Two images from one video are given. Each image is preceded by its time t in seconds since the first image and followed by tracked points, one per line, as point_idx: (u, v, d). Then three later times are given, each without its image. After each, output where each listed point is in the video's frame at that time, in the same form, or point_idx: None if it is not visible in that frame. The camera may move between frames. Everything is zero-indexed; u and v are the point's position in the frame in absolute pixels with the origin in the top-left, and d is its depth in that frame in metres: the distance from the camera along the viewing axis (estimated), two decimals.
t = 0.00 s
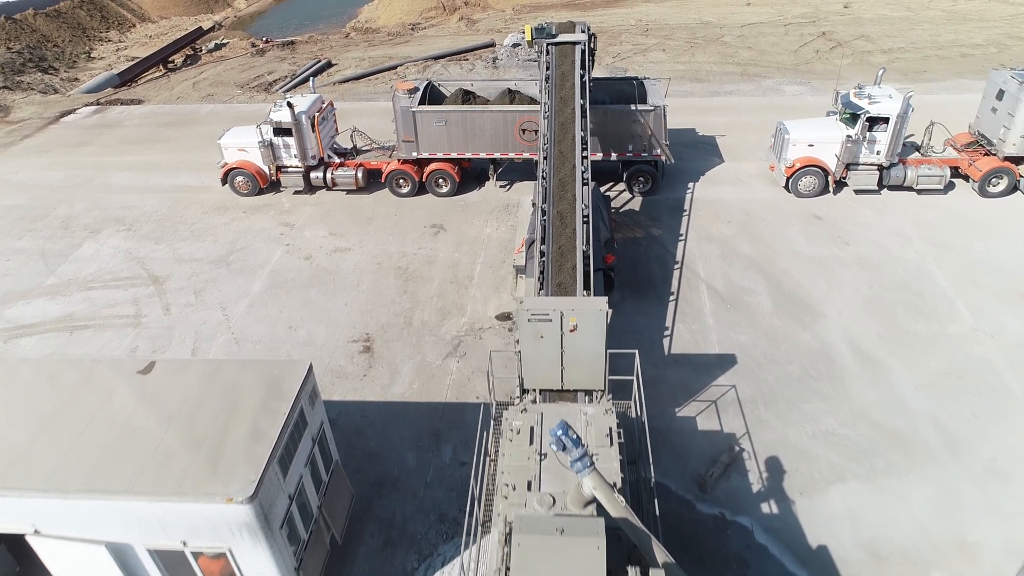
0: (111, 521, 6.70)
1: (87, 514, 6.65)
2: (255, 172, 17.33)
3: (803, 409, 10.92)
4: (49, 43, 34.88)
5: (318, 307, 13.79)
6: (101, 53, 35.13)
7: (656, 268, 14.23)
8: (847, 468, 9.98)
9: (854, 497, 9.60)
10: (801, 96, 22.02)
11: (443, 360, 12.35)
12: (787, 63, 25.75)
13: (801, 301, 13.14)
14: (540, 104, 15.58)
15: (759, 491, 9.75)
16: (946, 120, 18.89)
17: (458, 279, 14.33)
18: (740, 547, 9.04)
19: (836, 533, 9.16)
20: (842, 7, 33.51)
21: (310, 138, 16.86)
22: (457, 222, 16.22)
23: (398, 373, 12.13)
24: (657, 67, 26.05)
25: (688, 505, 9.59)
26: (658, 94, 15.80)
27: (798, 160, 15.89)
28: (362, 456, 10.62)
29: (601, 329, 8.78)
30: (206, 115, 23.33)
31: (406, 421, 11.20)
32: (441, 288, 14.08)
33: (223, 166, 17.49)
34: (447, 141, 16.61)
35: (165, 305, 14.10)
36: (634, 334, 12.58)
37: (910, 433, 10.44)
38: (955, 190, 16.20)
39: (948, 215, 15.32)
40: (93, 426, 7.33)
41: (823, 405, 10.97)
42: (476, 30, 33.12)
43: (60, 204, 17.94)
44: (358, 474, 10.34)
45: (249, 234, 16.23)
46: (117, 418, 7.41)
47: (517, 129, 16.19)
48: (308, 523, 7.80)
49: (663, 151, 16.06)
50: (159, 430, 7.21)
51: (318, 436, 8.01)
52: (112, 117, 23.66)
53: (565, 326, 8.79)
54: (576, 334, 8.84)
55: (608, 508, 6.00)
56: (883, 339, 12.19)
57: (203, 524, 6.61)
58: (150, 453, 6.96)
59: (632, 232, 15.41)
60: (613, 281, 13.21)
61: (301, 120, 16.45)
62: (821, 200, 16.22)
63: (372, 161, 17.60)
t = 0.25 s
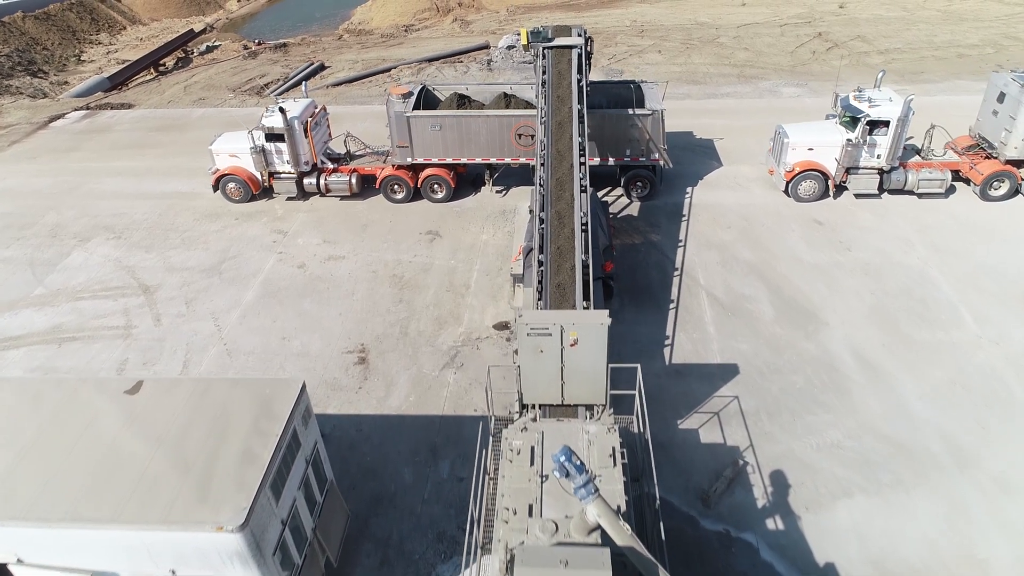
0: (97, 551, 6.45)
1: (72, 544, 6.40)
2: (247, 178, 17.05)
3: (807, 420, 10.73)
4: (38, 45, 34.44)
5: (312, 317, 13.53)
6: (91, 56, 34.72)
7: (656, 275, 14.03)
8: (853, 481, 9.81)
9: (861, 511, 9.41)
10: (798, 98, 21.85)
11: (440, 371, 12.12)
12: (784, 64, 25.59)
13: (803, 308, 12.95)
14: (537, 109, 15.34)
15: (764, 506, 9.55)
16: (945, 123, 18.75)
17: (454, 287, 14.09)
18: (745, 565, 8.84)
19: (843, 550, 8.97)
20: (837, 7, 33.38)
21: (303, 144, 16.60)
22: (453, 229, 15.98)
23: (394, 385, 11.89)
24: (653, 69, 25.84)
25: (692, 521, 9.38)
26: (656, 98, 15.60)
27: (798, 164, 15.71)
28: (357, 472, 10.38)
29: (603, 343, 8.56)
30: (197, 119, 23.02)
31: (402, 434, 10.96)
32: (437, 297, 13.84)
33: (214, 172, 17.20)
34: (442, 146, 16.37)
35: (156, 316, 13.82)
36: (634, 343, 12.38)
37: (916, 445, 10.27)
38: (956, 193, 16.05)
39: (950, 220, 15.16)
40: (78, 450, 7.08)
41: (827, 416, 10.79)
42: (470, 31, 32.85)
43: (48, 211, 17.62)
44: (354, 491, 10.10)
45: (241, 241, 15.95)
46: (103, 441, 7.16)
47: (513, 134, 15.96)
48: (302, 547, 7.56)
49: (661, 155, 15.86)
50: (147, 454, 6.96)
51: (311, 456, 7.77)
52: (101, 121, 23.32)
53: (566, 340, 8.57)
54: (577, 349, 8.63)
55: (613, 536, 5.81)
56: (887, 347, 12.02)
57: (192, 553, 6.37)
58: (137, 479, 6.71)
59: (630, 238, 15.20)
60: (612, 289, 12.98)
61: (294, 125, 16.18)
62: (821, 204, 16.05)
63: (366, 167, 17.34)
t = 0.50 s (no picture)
0: None
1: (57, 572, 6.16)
2: (244, 183, 16.81)
3: (815, 434, 10.52)
4: (34, 47, 34.18)
5: (310, 326, 13.30)
6: (87, 58, 34.46)
7: (659, 282, 13.82)
8: (863, 497, 9.59)
9: (872, 528, 9.19)
10: (801, 101, 21.63)
11: (440, 382, 11.89)
12: (786, 66, 25.37)
13: (809, 317, 12.74)
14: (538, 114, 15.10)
15: (772, 523, 9.33)
16: (950, 126, 18.54)
17: (454, 295, 13.87)
18: None
19: (854, 568, 8.74)
20: (838, 8, 33.17)
21: (300, 149, 16.35)
22: (453, 235, 15.75)
23: (394, 397, 11.65)
24: (654, 71, 25.63)
25: (698, 539, 9.16)
26: (658, 103, 15.40)
27: (802, 169, 15.49)
28: (355, 487, 10.15)
29: (607, 358, 8.33)
30: (194, 123, 22.78)
31: (401, 448, 10.73)
32: (437, 305, 13.61)
33: (210, 177, 16.95)
34: (441, 151, 16.14)
35: (151, 325, 13.59)
36: (638, 354, 12.15)
37: (927, 459, 10.05)
38: (962, 199, 15.84)
39: (957, 226, 14.94)
40: (65, 473, 6.85)
41: (836, 429, 10.57)
42: (470, 32, 32.62)
43: (42, 217, 17.37)
44: (352, 507, 9.87)
45: (237, 248, 15.72)
46: (91, 464, 6.93)
47: (513, 139, 15.74)
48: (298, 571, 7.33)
49: (663, 160, 15.66)
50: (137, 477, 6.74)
51: (308, 477, 7.54)
52: (97, 125, 23.07)
53: (569, 355, 8.34)
54: (581, 363, 8.39)
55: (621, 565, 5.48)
56: (895, 357, 11.81)
57: None
58: (127, 504, 6.49)
59: (633, 245, 14.97)
60: (615, 298, 12.75)
61: (291, 130, 15.94)
62: (826, 210, 15.83)
63: (365, 172, 17.11)
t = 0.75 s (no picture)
0: None
1: None
2: (240, 189, 16.59)
3: (822, 446, 10.30)
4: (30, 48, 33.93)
5: (307, 335, 13.08)
6: (84, 59, 34.21)
7: (662, 290, 13.61)
8: (872, 512, 9.38)
9: (882, 545, 8.98)
10: (804, 103, 21.42)
11: (439, 392, 11.67)
12: (788, 68, 25.16)
13: (815, 325, 12.53)
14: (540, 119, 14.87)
15: (779, 540, 9.11)
16: (955, 129, 18.34)
17: (454, 303, 13.65)
18: None
19: None
20: (840, 8, 32.96)
21: (297, 154, 16.13)
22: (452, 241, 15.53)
23: (392, 408, 11.43)
24: (655, 73, 25.41)
25: (704, 556, 8.95)
26: (661, 107, 15.18)
27: (806, 174, 15.28)
28: (353, 502, 9.93)
29: (612, 373, 8.11)
30: (190, 126, 22.55)
31: (400, 461, 10.51)
32: (436, 313, 13.40)
33: (206, 183, 16.73)
34: (440, 156, 15.92)
35: (145, 334, 13.36)
36: (641, 363, 11.93)
37: (937, 473, 9.83)
38: (969, 204, 15.63)
39: (964, 231, 14.73)
40: (52, 494, 6.63)
41: (844, 442, 10.36)
42: (469, 33, 32.39)
43: (35, 223, 17.14)
44: (349, 523, 9.65)
45: (234, 254, 15.50)
46: (79, 485, 6.71)
47: (514, 144, 15.52)
48: None
49: (666, 165, 15.44)
50: (127, 500, 6.52)
51: (303, 498, 7.33)
52: (92, 128, 22.84)
53: (572, 370, 8.12)
54: (585, 378, 8.18)
55: None
56: (903, 367, 11.59)
57: None
58: (116, 528, 6.27)
59: (635, 251, 14.76)
60: (617, 306, 12.53)
61: (288, 134, 15.72)
62: (830, 215, 15.62)
63: (363, 177, 16.88)
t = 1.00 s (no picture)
0: None
1: None
2: (236, 195, 16.32)
3: (832, 463, 10.03)
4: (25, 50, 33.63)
5: (303, 346, 12.80)
6: (79, 61, 33.91)
7: (666, 299, 13.33)
8: (884, 533, 9.10)
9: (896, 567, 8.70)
10: (808, 106, 21.15)
11: (438, 406, 11.40)
12: (791, 70, 24.89)
13: (822, 336, 12.26)
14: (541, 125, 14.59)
15: (789, 562, 8.83)
16: (961, 133, 18.08)
17: (453, 313, 13.38)
18: None
19: None
20: (841, 9, 32.70)
21: (294, 159, 15.87)
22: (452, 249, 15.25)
23: (391, 423, 11.15)
24: (656, 75, 25.15)
25: None
26: (664, 111, 14.92)
27: (812, 180, 15.02)
28: (350, 522, 9.65)
29: (617, 393, 7.84)
30: (186, 130, 22.25)
31: (398, 479, 10.24)
32: (436, 324, 13.13)
33: (202, 189, 16.45)
34: (440, 162, 15.65)
35: (138, 345, 13.07)
36: (645, 376, 11.66)
37: (951, 491, 9.57)
38: (977, 210, 15.36)
39: (973, 238, 14.47)
40: (35, 525, 6.35)
41: (854, 458, 10.09)
42: (467, 35, 32.12)
43: (27, 230, 16.85)
44: (346, 544, 9.37)
45: (229, 263, 15.22)
46: (64, 515, 6.43)
47: (514, 149, 15.25)
48: None
49: (669, 170, 15.14)
50: (113, 531, 6.25)
51: (298, 525, 7.07)
52: (87, 132, 22.54)
53: (576, 390, 7.85)
54: (589, 399, 7.91)
55: None
56: (914, 380, 11.32)
57: None
58: (101, 563, 6.00)
59: (638, 259, 14.49)
60: (621, 317, 12.27)
61: (284, 140, 15.46)
62: (836, 222, 15.35)
63: (361, 183, 16.61)
